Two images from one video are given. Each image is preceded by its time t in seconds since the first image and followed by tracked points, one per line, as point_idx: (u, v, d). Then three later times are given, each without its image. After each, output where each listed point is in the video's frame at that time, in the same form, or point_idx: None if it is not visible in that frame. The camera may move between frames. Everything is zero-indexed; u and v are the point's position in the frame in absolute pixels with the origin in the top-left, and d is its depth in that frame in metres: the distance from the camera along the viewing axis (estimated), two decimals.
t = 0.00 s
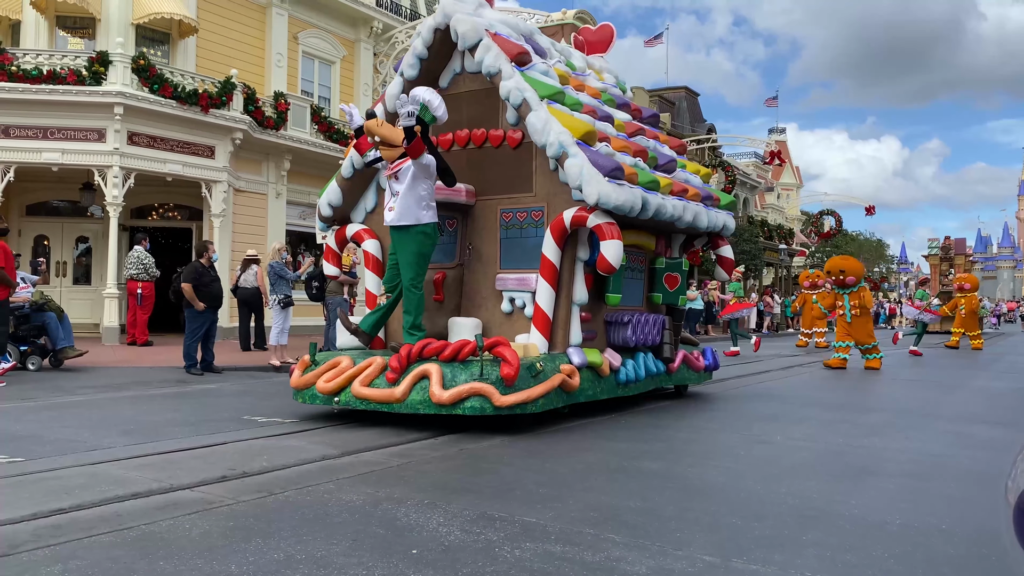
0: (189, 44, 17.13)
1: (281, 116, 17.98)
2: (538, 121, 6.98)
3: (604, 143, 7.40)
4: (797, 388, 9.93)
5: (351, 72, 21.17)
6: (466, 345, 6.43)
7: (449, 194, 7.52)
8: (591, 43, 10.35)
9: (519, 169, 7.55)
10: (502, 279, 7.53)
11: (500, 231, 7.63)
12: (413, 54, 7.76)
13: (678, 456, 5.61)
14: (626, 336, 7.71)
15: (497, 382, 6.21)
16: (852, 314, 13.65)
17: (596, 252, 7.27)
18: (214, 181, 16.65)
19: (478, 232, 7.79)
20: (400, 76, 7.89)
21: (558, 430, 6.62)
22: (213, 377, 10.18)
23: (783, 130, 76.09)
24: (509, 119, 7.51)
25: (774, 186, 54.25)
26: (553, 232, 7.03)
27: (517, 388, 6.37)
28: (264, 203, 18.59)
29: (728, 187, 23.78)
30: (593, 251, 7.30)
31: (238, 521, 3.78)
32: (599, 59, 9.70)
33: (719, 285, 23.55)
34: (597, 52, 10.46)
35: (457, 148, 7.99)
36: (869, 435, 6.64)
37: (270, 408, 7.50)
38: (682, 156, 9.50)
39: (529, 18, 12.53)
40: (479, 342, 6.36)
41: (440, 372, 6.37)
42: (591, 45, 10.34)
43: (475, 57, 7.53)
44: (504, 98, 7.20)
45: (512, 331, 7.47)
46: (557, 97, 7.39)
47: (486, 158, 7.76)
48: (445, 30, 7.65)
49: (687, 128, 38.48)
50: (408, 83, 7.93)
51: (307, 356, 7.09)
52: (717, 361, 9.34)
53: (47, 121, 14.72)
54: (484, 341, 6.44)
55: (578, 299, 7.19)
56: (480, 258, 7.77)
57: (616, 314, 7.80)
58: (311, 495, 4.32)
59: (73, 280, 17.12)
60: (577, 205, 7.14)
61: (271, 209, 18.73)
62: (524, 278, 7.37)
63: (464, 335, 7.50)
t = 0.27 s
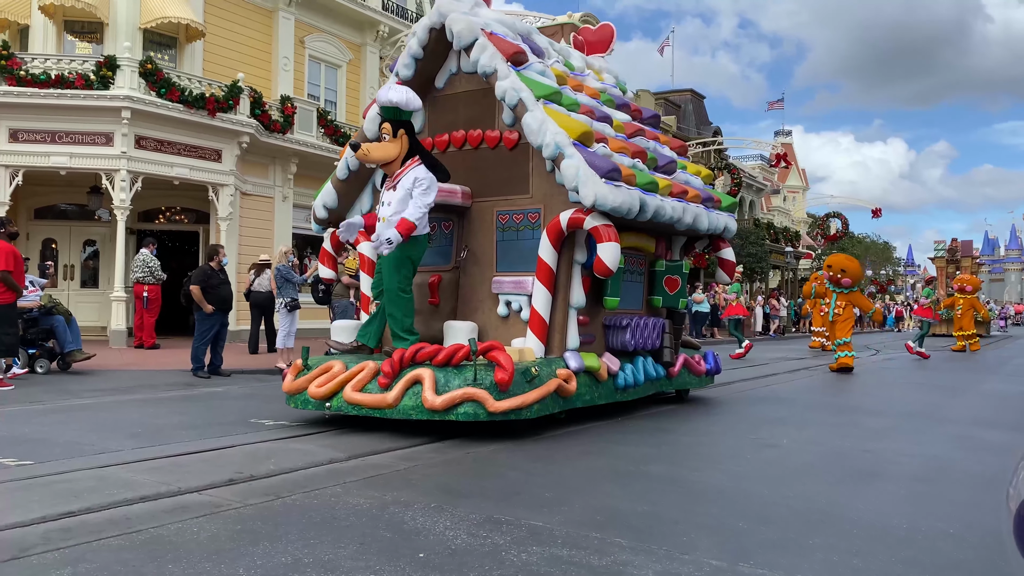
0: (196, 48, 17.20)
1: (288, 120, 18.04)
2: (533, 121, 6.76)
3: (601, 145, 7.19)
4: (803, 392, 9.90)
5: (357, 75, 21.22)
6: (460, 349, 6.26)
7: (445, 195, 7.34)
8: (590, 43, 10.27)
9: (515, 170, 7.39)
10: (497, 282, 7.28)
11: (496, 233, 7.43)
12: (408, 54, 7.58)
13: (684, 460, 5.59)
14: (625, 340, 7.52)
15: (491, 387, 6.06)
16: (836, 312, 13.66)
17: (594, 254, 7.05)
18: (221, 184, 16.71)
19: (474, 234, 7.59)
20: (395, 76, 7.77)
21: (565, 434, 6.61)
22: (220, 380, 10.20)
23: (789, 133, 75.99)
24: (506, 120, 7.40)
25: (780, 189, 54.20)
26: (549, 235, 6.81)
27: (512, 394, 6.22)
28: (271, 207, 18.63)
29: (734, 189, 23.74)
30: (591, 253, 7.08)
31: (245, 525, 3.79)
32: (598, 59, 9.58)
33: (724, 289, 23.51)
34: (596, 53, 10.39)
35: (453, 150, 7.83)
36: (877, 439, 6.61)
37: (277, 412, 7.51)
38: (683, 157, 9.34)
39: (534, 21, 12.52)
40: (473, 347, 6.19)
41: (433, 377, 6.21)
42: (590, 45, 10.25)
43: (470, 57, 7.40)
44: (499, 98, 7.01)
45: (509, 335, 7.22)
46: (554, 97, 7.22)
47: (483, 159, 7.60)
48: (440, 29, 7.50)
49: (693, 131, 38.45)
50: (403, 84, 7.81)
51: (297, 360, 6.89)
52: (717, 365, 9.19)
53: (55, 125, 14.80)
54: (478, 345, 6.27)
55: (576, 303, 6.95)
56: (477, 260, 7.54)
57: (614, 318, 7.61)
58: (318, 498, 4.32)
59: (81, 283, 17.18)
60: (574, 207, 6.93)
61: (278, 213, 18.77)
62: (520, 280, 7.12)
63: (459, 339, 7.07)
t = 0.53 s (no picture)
0: (205, 53, 17.28)
1: (296, 123, 18.11)
2: (531, 121, 6.66)
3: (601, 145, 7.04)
4: (812, 395, 9.88)
5: (364, 79, 21.28)
6: (455, 353, 6.11)
7: (441, 197, 7.20)
8: (592, 43, 10.20)
9: (512, 171, 7.21)
10: (495, 285, 7.14)
11: (494, 236, 7.28)
12: (405, 53, 7.41)
13: (692, 464, 5.58)
14: (624, 344, 7.39)
15: (486, 392, 5.89)
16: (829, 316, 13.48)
17: (592, 255, 6.90)
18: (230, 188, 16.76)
19: (472, 237, 7.45)
20: (392, 76, 7.58)
21: (572, 437, 6.60)
22: (229, 383, 10.24)
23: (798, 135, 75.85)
24: (504, 120, 7.22)
25: (789, 192, 54.07)
26: (547, 237, 6.65)
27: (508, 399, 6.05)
28: (279, 210, 18.70)
29: (742, 192, 23.70)
30: (590, 254, 6.93)
31: (254, 528, 3.80)
32: (599, 59, 9.43)
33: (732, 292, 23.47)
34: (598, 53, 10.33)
35: (451, 151, 7.64)
36: (885, 442, 6.58)
37: (284, 415, 7.53)
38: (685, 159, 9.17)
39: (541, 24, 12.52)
40: (468, 351, 6.04)
41: (427, 381, 6.04)
42: (591, 45, 10.17)
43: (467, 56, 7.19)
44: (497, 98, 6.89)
45: (506, 339, 7.07)
46: (553, 97, 7.01)
47: (481, 160, 7.42)
48: (438, 28, 7.31)
49: (701, 133, 38.39)
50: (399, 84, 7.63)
51: (291, 365, 6.75)
52: (721, 368, 9.04)
53: (65, 130, 14.90)
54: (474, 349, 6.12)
55: (574, 306, 6.83)
56: (474, 263, 7.41)
57: (614, 321, 7.48)
58: (326, 501, 4.34)
59: (91, 287, 17.28)
60: (572, 209, 6.78)
61: (286, 216, 18.85)
62: (517, 283, 6.97)
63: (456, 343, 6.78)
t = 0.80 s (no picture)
0: (216, 57, 17.38)
1: (307, 127, 18.15)
2: (529, 121, 6.54)
3: (600, 144, 6.95)
4: (823, 398, 9.83)
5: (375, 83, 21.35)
6: (450, 357, 6.00)
7: (437, 199, 7.14)
8: (595, 42, 10.22)
9: (512, 171, 7.12)
10: (493, 287, 7.02)
11: (493, 237, 7.17)
12: (402, 53, 7.32)
13: (703, 467, 5.56)
14: (626, 347, 7.27)
15: (481, 397, 5.80)
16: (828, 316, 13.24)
17: (593, 258, 6.77)
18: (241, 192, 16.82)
19: (470, 238, 7.34)
20: (390, 76, 7.50)
21: (581, 440, 6.60)
22: (240, 386, 10.29)
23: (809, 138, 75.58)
24: (502, 120, 7.08)
25: (799, 194, 53.89)
26: (547, 238, 6.56)
27: (503, 404, 5.97)
28: (290, 214, 18.77)
29: (753, 195, 23.64)
30: (590, 256, 6.80)
31: (266, 531, 3.82)
32: (601, 59, 9.38)
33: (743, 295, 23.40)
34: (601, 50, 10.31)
35: (450, 151, 7.57)
36: (897, 446, 6.54)
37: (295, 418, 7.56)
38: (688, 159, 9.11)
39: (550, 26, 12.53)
40: (463, 355, 5.94)
41: (422, 386, 5.95)
42: (594, 45, 10.20)
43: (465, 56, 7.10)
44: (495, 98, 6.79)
45: (504, 343, 6.98)
46: (551, 96, 6.95)
47: (479, 161, 7.34)
48: (435, 27, 7.21)
49: (712, 135, 38.30)
50: (397, 84, 7.54)
51: (286, 369, 6.69)
52: (727, 373, 8.88)
53: (78, 134, 15.01)
54: (469, 353, 6.02)
55: (573, 309, 6.71)
56: (472, 266, 7.30)
57: (615, 324, 7.36)
58: (337, 504, 4.35)
59: (103, 290, 17.38)
60: (571, 210, 6.69)
61: (297, 220, 18.91)
62: (516, 286, 6.85)
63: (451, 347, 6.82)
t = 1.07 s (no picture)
0: (229, 62, 17.49)
1: (319, 132, 18.29)
2: (527, 121, 6.44)
3: (600, 144, 6.80)
4: (837, 403, 9.78)
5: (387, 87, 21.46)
6: (446, 361, 5.87)
7: (436, 200, 7.10)
8: (599, 42, 10.17)
9: (511, 173, 6.97)
10: (492, 290, 6.90)
11: (491, 240, 7.03)
12: (401, 53, 7.20)
13: (716, 471, 5.55)
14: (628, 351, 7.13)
15: (476, 402, 5.64)
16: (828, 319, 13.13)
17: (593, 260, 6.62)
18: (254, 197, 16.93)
19: (469, 241, 7.19)
20: (388, 77, 7.36)
21: (592, 444, 6.58)
22: (254, 390, 10.34)
23: (822, 140, 75.21)
24: (500, 121, 6.92)
25: (812, 197, 53.63)
26: (544, 240, 6.45)
27: (499, 409, 5.81)
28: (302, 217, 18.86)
29: (766, 198, 23.55)
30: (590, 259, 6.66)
31: (279, 534, 3.83)
32: (605, 58, 9.29)
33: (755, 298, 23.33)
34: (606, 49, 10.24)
35: (449, 152, 7.40)
36: (911, 451, 6.49)
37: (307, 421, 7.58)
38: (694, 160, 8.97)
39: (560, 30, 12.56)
40: (458, 359, 5.79)
41: (416, 391, 5.84)
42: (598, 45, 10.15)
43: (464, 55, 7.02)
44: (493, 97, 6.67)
45: (503, 347, 6.85)
46: (549, 96, 6.85)
47: (478, 162, 7.19)
48: (434, 27, 7.11)
49: (724, 138, 38.19)
50: (396, 85, 7.40)
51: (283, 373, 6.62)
52: (734, 378, 8.74)
53: (94, 139, 15.16)
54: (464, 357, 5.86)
55: (573, 312, 6.59)
56: (471, 268, 7.16)
57: (618, 328, 7.20)
58: (349, 508, 4.36)
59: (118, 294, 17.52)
60: (570, 211, 6.58)
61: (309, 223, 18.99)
62: (515, 289, 6.73)
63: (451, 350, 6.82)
